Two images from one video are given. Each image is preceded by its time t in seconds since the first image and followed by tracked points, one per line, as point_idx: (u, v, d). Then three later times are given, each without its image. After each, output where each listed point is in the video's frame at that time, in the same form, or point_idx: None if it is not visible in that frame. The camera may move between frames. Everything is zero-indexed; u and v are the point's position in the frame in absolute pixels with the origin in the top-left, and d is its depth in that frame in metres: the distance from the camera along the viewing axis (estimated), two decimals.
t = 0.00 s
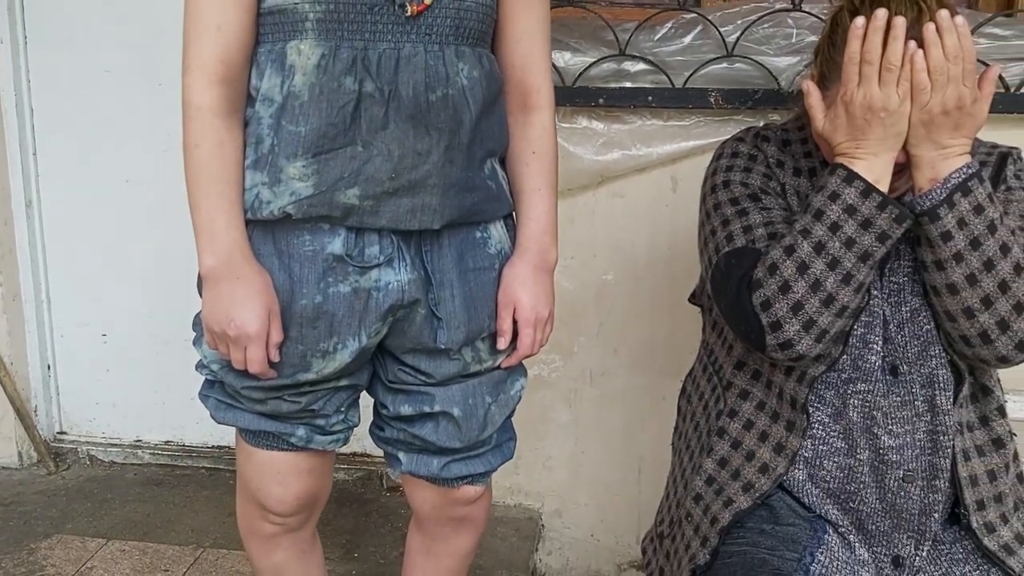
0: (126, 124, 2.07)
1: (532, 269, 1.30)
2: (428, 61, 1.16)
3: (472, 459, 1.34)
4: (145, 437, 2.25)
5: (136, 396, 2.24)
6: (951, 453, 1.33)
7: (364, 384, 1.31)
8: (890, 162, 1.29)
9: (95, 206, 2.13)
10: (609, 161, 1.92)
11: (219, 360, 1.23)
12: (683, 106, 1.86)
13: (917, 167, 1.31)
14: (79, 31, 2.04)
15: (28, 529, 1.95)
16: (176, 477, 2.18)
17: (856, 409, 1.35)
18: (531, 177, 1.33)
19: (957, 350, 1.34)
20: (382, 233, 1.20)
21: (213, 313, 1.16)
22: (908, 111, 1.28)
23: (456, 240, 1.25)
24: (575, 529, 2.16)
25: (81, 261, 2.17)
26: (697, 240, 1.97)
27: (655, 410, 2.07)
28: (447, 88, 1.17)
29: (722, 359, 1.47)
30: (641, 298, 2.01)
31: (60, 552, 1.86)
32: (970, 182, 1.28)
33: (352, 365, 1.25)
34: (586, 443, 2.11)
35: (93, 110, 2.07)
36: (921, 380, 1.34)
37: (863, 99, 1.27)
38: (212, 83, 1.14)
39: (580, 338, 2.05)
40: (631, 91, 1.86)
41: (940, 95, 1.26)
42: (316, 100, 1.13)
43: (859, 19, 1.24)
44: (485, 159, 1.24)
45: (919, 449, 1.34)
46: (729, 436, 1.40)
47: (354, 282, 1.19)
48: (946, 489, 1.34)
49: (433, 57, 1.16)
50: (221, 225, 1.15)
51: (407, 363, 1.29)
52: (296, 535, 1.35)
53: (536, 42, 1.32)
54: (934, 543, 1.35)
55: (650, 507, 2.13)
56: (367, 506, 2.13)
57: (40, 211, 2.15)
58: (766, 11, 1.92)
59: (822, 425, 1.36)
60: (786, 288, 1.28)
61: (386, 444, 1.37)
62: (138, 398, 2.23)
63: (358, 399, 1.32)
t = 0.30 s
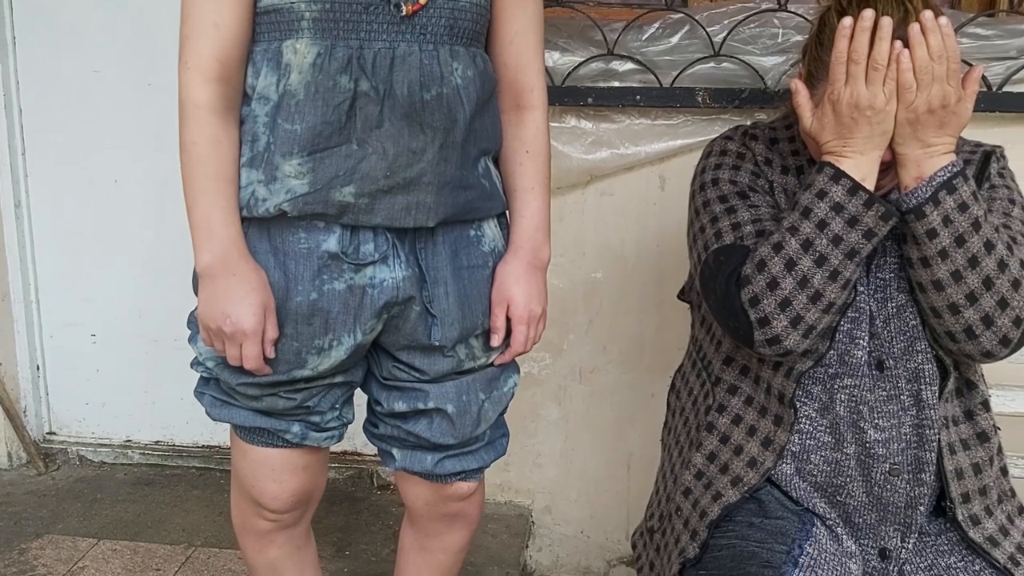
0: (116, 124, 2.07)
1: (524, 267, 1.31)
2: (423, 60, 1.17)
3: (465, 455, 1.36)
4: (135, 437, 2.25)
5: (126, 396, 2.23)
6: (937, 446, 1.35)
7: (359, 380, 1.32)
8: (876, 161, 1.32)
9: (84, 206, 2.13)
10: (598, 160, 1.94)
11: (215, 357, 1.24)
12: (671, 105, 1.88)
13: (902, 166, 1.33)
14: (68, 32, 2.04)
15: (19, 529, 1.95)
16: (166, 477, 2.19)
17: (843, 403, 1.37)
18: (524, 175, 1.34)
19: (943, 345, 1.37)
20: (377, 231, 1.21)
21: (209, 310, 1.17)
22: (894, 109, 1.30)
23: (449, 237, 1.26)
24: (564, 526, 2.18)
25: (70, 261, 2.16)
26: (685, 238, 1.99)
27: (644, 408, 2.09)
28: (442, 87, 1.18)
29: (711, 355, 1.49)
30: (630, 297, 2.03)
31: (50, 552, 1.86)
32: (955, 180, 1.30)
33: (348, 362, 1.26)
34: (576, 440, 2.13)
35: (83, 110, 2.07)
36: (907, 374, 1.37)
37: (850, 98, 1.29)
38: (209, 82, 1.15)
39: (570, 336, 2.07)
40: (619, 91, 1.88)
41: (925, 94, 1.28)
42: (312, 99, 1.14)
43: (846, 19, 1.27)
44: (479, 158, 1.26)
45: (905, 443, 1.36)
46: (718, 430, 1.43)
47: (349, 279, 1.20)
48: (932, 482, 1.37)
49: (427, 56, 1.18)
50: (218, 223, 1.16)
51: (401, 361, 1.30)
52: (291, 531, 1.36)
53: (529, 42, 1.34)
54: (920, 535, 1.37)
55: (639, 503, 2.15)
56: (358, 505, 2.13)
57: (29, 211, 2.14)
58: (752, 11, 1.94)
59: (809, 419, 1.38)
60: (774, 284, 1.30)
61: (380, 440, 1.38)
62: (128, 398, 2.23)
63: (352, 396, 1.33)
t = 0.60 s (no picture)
0: (107, 122, 2.07)
1: (519, 264, 1.32)
2: (419, 58, 1.18)
3: (460, 451, 1.36)
4: (127, 436, 2.25)
5: (117, 395, 2.23)
6: (925, 441, 1.37)
7: (354, 376, 1.33)
8: (866, 158, 1.34)
9: (75, 204, 2.12)
10: (590, 159, 1.96)
11: (211, 353, 1.24)
12: (662, 104, 1.90)
13: (892, 164, 1.35)
14: (59, 30, 2.04)
15: (10, 528, 1.94)
16: (159, 475, 2.18)
17: (832, 398, 1.39)
18: (519, 173, 1.35)
19: (932, 340, 1.39)
20: (373, 227, 1.22)
21: (205, 305, 1.17)
22: (884, 107, 1.32)
23: (445, 234, 1.27)
24: (556, 523, 2.19)
25: (61, 259, 2.16)
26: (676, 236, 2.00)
27: (635, 405, 2.10)
28: (438, 85, 1.19)
29: (702, 350, 1.51)
30: (621, 294, 2.04)
31: (42, 551, 1.85)
32: (943, 178, 1.32)
33: (343, 358, 1.26)
34: (567, 437, 2.14)
35: (74, 108, 2.07)
36: (896, 369, 1.39)
37: (841, 96, 1.31)
38: (206, 78, 1.16)
39: (562, 333, 2.08)
40: (611, 89, 1.90)
41: (914, 92, 1.30)
42: (308, 96, 1.15)
43: (837, 18, 1.28)
44: (474, 155, 1.27)
45: (894, 437, 1.38)
46: (709, 425, 1.44)
47: (345, 274, 1.21)
48: (920, 476, 1.39)
49: (423, 54, 1.19)
50: (214, 218, 1.16)
51: (397, 356, 1.31)
52: (286, 527, 1.36)
53: (524, 40, 1.35)
54: (909, 528, 1.39)
55: (630, 499, 2.16)
56: (350, 502, 2.14)
57: (20, 210, 2.14)
58: (742, 10, 1.96)
59: (799, 414, 1.40)
60: (764, 280, 1.32)
61: (375, 436, 1.39)
62: (119, 397, 2.23)
63: (347, 392, 1.34)
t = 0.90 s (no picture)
0: (103, 121, 2.07)
1: (518, 261, 1.33)
2: (420, 56, 1.19)
3: (459, 447, 1.37)
4: (122, 435, 2.25)
5: (113, 393, 2.23)
6: (919, 436, 1.39)
7: (355, 373, 1.34)
8: (859, 157, 1.35)
9: (71, 203, 2.13)
10: (585, 157, 1.97)
11: (212, 349, 1.25)
12: (656, 102, 1.91)
13: (885, 163, 1.37)
14: (56, 31, 2.04)
15: (7, 527, 1.94)
16: (155, 474, 2.18)
17: (826, 395, 1.40)
18: (518, 171, 1.37)
19: (925, 337, 1.40)
20: (374, 224, 1.23)
21: (207, 301, 1.18)
22: (876, 106, 1.34)
23: (444, 231, 1.28)
24: (552, 520, 2.21)
25: (57, 259, 2.16)
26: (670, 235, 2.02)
27: (631, 402, 2.12)
28: (438, 84, 1.20)
29: (698, 347, 1.52)
30: (617, 293, 2.06)
31: (39, 550, 1.85)
32: (937, 176, 1.34)
33: (344, 354, 1.27)
34: (563, 435, 2.15)
35: (70, 108, 2.07)
36: (890, 366, 1.40)
37: (834, 96, 1.33)
38: (208, 76, 1.16)
39: (557, 331, 2.09)
40: (606, 88, 1.91)
41: (907, 91, 1.32)
42: (310, 94, 1.15)
43: (830, 18, 1.30)
44: (474, 153, 1.28)
45: (888, 433, 1.40)
46: (704, 422, 1.46)
47: (346, 271, 1.22)
48: (914, 472, 1.40)
49: (424, 53, 1.20)
50: (215, 215, 1.17)
51: (397, 353, 1.32)
52: (286, 524, 1.36)
53: (522, 39, 1.36)
54: (903, 523, 1.41)
55: (626, 497, 2.17)
56: (347, 500, 2.15)
57: (16, 209, 2.14)
58: (736, 10, 1.98)
59: (793, 411, 1.41)
60: (758, 278, 1.33)
61: (374, 433, 1.40)
62: (115, 396, 2.23)
63: (348, 388, 1.34)
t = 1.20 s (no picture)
0: (101, 119, 2.07)
1: (518, 258, 1.34)
2: (420, 53, 1.20)
3: (458, 444, 1.38)
4: (120, 433, 2.25)
5: (110, 392, 2.23)
6: (917, 435, 1.40)
7: (354, 370, 1.34)
8: (856, 156, 1.36)
9: (69, 201, 2.12)
10: (583, 156, 1.97)
11: (213, 346, 1.25)
12: (654, 101, 1.92)
13: (882, 161, 1.37)
14: (54, 29, 2.04)
15: (5, 524, 1.94)
16: (153, 472, 2.19)
17: (823, 394, 1.41)
18: (518, 168, 1.37)
19: (922, 337, 1.41)
20: (374, 221, 1.23)
21: (207, 298, 1.18)
22: (873, 106, 1.34)
23: (444, 229, 1.29)
24: (550, 518, 2.21)
25: (55, 257, 2.16)
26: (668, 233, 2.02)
27: (628, 400, 2.12)
28: (438, 80, 1.21)
29: (694, 346, 1.53)
30: (614, 291, 2.06)
31: (37, 547, 1.85)
32: (934, 176, 1.34)
33: (344, 351, 1.27)
34: (561, 433, 2.15)
35: (68, 106, 2.07)
36: (887, 365, 1.41)
37: (830, 94, 1.33)
38: (209, 73, 1.17)
39: (555, 329, 2.10)
40: (603, 86, 1.92)
41: (904, 90, 1.32)
42: (310, 90, 1.16)
43: (827, 17, 1.31)
44: (474, 150, 1.28)
45: (884, 433, 1.40)
46: (701, 420, 1.47)
47: (346, 267, 1.22)
48: (912, 471, 1.41)
49: (424, 50, 1.20)
50: (216, 211, 1.17)
51: (396, 350, 1.32)
52: (285, 521, 1.37)
53: (522, 37, 1.36)
54: (901, 520, 1.41)
55: (624, 494, 2.18)
56: (345, 498, 2.15)
57: (14, 207, 2.14)
58: (734, 8, 1.98)
59: (789, 410, 1.42)
60: (754, 278, 1.34)
61: (374, 430, 1.40)
62: (113, 394, 2.23)
63: (348, 385, 1.35)
